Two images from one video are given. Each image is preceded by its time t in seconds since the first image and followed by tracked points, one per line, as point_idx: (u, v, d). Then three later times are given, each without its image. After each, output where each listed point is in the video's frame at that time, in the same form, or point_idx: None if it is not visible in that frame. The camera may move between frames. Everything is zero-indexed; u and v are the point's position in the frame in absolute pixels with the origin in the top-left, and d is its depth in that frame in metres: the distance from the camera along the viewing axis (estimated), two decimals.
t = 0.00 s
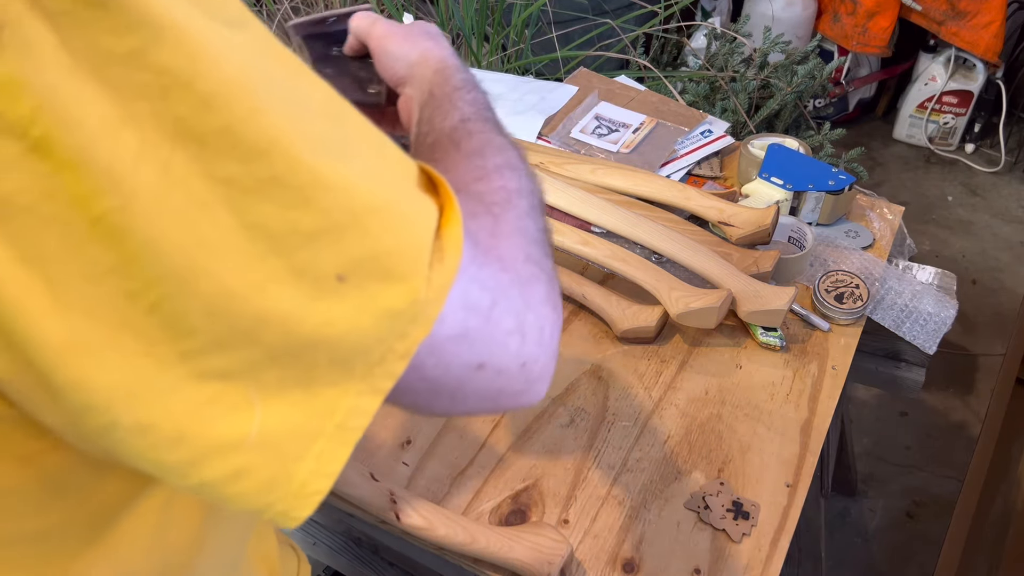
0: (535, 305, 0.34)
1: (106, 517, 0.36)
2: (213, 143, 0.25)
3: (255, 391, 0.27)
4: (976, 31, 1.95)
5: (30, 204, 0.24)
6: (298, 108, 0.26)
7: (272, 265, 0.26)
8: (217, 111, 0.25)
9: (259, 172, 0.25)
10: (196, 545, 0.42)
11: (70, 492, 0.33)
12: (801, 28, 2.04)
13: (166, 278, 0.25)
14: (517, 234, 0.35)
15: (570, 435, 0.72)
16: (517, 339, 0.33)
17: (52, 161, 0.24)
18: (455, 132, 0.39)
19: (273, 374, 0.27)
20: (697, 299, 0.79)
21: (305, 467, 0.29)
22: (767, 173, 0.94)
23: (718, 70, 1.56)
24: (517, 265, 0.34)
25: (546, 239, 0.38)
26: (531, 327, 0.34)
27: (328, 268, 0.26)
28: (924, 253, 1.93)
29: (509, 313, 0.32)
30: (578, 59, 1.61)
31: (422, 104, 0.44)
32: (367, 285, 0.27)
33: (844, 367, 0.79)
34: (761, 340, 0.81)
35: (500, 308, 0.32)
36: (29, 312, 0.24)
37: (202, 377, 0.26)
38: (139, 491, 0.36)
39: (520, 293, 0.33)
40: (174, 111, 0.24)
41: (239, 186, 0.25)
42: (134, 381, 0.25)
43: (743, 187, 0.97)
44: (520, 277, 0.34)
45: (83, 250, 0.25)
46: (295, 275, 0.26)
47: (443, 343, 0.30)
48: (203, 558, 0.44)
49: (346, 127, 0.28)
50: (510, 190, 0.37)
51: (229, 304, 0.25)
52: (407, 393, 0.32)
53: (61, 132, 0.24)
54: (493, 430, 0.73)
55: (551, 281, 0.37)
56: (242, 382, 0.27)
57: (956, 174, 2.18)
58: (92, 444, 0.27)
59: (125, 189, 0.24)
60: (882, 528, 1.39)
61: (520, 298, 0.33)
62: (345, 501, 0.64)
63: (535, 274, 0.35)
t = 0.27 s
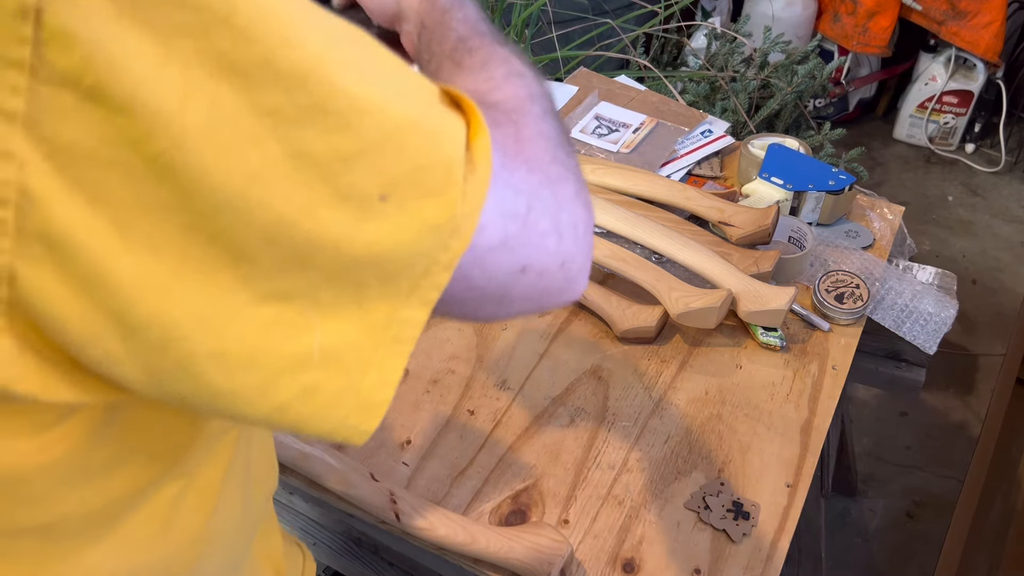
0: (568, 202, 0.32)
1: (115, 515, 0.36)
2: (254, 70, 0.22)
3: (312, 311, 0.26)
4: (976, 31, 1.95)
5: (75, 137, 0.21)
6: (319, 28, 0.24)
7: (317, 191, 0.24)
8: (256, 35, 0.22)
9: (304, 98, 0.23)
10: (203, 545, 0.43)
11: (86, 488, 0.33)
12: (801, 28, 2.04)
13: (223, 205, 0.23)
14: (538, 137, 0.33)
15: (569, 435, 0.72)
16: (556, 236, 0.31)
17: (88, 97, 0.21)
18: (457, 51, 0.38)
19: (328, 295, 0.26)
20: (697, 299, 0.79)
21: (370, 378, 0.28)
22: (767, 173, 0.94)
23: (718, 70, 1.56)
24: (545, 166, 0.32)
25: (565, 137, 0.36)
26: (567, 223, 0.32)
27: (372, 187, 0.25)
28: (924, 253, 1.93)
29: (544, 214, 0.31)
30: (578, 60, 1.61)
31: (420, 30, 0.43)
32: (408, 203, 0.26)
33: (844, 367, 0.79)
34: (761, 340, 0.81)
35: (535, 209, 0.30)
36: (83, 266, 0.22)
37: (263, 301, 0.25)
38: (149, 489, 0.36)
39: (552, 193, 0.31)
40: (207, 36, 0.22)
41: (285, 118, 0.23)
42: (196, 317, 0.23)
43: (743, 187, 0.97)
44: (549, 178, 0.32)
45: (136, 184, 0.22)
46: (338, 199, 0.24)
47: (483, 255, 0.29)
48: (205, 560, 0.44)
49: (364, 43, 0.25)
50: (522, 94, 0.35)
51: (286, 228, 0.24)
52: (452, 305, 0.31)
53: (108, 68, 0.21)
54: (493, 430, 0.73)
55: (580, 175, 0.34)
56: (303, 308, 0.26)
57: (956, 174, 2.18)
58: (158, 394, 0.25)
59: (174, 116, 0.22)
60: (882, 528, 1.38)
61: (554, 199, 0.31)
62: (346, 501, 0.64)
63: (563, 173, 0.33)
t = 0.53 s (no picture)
0: (583, 155, 0.29)
1: (121, 505, 0.35)
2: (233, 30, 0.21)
3: (332, 272, 0.24)
4: (976, 31, 1.95)
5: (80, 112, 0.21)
6: None
7: (318, 143, 0.22)
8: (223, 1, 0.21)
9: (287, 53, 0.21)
10: (205, 529, 0.43)
11: (92, 479, 0.32)
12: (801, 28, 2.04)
13: (226, 164, 0.22)
14: (542, 91, 0.31)
15: (569, 435, 0.72)
16: (574, 191, 0.28)
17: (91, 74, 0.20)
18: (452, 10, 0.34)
19: (343, 258, 0.24)
20: (698, 299, 0.79)
21: (393, 339, 0.26)
22: (767, 173, 0.94)
23: (718, 70, 1.56)
24: (555, 119, 0.29)
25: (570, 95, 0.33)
26: (585, 178, 0.29)
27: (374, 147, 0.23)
28: (924, 254, 1.93)
29: (559, 165, 0.28)
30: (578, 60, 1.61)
31: None
32: (416, 154, 0.24)
33: (844, 367, 0.79)
34: (761, 340, 0.81)
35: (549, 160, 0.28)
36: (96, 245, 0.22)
37: (278, 262, 0.24)
38: (155, 480, 0.36)
39: (566, 145, 0.29)
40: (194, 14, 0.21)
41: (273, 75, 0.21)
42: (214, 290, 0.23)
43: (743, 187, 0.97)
44: (561, 131, 0.29)
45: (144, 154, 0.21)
46: (344, 149, 0.23)
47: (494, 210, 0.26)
48: (213, 544, 0.44)
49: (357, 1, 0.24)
50: (523, 51, 0.32)
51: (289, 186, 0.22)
52: (465, 266, 0.28)
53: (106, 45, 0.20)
54: (493, 430, 0.73)
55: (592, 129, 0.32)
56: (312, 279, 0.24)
57: (956, 174, 2.18)
58: (184, 365, 0.24)
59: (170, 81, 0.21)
60: (882, 528, 1.38)
61: (568, 151, 0.29)
62: (346, 501, 0.64)
63: (575, 127, 0.30)
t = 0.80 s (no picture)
0: (575, 262, 0.32)
1: (119, 495, 0.36)
2: (221, 102, 0.22)
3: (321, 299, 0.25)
4: (976, 31, 1.95)
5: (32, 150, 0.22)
6: (307, 65, 0.24)
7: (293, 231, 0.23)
8: (221, 69, 0.22)
9: (272, 136, 0.22)
10: (208, 519, 0.43)
11: (88, 469, 0.33)
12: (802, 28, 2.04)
13: (211, 203, 0.22)
14: (546, 183, 0.33)
15: (569, 436, 0.72)
16: (559, 300, 0.30)
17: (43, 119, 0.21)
18: (460, 78, 0.37)
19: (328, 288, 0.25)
20: (698, 299, 0.79)
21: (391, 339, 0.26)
22: (767, 173, 0.94)
23: (718, 70, 1.56)
24: (553, 221, 0.31)
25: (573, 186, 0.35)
26: (573, 287, 0.31)
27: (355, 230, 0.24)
28: (924, 254, 1.93)
29: (547, 274, 0.30)
30: (578, 60, 1.61)
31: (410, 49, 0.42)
32: (395, 243, 0.25)
33: (844, 367, 0.79)
34: (761, 340, 0.80)
35: (537, 268, 0.30)
36: (72, 252, 0.23)
37: (233, 320, 0.24)
38: (149, 473, 0.36)
39: (559, 251, 0.31)
40: (175, 81, 0.22)
41: (254, 153, 0.22)
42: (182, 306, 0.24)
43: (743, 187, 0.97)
44: (557, 233, 0.31)
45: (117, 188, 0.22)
46: (318, 239, 0.24)
47: (474, 307, 0.28)
48: (213, 534, 0.44)
49: (362, 75, 0.25)
50: (534, 138, 0.35)
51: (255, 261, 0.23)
52: (438, 364, 0.30)
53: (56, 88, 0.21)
54: (494, 430, 0.73)
55: (591, 231, 0.34)
56: (278, 324, 0.25)
57: (956, 174, 2.18)
58: (132, 378, 0.25)
59: (133, 149, 0.21)
60: (882, 529, 1.38)
61: (560, 256, 0.31)
62: (346, 500, 0.63)
63: (573, 229, 0.32)
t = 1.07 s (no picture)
0: (560, 293, 0.33)
1: (112, 497, 0.36)
2: (208, 135, 0.23)
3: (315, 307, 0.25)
4: (976, 31, 1.95)
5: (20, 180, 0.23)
6: (293, 100, 0.25)
7: (275, 260, 0.25)
8: (209, 104, 0.23)
9: (257, 166, 0.24)
10: (203, 517, 0.43)
11: (79, 472, 0.33)
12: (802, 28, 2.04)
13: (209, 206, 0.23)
14: (529, 215, 0.34)
15: (570, 435, 0.72)
16: (544, 329, 0.31)
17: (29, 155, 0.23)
18: (437, 106, 0.39)
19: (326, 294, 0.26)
20: (698, 299, 0.79)
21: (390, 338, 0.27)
22: (767, 173, 0.94)
23: (718, 70, 1.56)
24: (539, 252, 0.33)
25: (555, 218, 0.37)
26: (558, 318, 0.32)
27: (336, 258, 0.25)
28: (924, 254, 1.93)
29: (533, 304, 0.31)
30: (578, 60, 1.61)
31: (383, 72, 0.46)
32: (378, 271, 0.26)
33: (845, 367, 0.78)
34: (761, 340, 0.80)
35: (525, 297, 0.31)
36: (52, 279, 0.24)
37: (212, 347, 0.26)
38: (144, 472, 0.37)
39: (544, 282, 0.32)
40: (161, 107, 0.23)
41: (237, 182, 0.24)
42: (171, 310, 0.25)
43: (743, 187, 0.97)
44: (542, 263, 0.32)
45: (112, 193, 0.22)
46: (301, 267, 0.25)
47: (459, 337, 0.29)
48: (211, 528, 0.44)
49: (351, 109, 0.27)
50: (517, 168, 0.36)
51: (236, 289, 0.25)
52: (420, 395, 0.30)
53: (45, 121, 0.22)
54: (493, 430, 0.72)
55: (572, 263, 0.36)
56: (258, 353, 0.26)
57: (956, 174, 2.18)
58: (118, 393, 0.26)
59: (112, 175, 0.23)
60: (882, 529, 1.38)
61: (546, 286, 0.32)
62: (345, 500, 0.63)
63: (557, 260, 0.34)
